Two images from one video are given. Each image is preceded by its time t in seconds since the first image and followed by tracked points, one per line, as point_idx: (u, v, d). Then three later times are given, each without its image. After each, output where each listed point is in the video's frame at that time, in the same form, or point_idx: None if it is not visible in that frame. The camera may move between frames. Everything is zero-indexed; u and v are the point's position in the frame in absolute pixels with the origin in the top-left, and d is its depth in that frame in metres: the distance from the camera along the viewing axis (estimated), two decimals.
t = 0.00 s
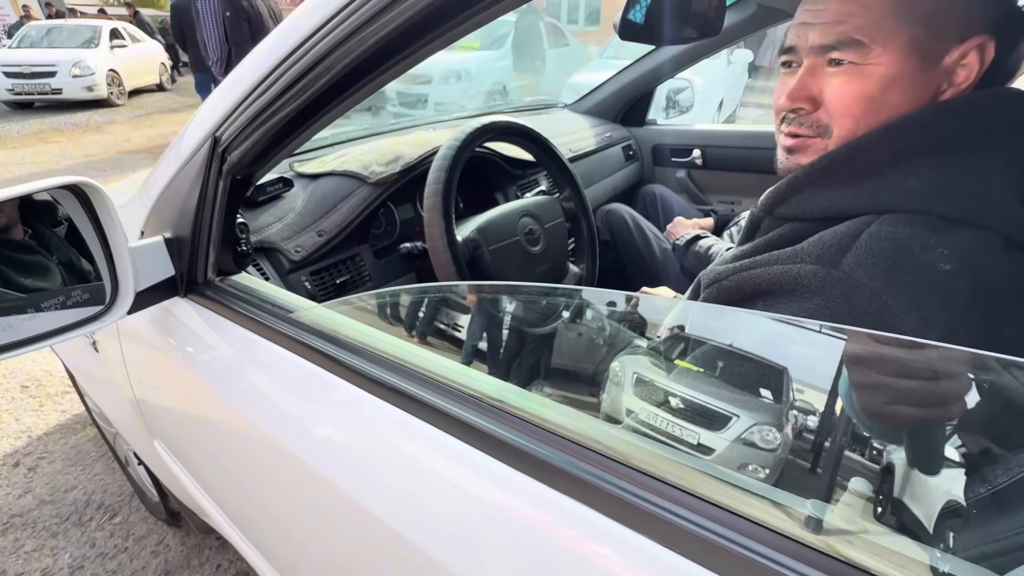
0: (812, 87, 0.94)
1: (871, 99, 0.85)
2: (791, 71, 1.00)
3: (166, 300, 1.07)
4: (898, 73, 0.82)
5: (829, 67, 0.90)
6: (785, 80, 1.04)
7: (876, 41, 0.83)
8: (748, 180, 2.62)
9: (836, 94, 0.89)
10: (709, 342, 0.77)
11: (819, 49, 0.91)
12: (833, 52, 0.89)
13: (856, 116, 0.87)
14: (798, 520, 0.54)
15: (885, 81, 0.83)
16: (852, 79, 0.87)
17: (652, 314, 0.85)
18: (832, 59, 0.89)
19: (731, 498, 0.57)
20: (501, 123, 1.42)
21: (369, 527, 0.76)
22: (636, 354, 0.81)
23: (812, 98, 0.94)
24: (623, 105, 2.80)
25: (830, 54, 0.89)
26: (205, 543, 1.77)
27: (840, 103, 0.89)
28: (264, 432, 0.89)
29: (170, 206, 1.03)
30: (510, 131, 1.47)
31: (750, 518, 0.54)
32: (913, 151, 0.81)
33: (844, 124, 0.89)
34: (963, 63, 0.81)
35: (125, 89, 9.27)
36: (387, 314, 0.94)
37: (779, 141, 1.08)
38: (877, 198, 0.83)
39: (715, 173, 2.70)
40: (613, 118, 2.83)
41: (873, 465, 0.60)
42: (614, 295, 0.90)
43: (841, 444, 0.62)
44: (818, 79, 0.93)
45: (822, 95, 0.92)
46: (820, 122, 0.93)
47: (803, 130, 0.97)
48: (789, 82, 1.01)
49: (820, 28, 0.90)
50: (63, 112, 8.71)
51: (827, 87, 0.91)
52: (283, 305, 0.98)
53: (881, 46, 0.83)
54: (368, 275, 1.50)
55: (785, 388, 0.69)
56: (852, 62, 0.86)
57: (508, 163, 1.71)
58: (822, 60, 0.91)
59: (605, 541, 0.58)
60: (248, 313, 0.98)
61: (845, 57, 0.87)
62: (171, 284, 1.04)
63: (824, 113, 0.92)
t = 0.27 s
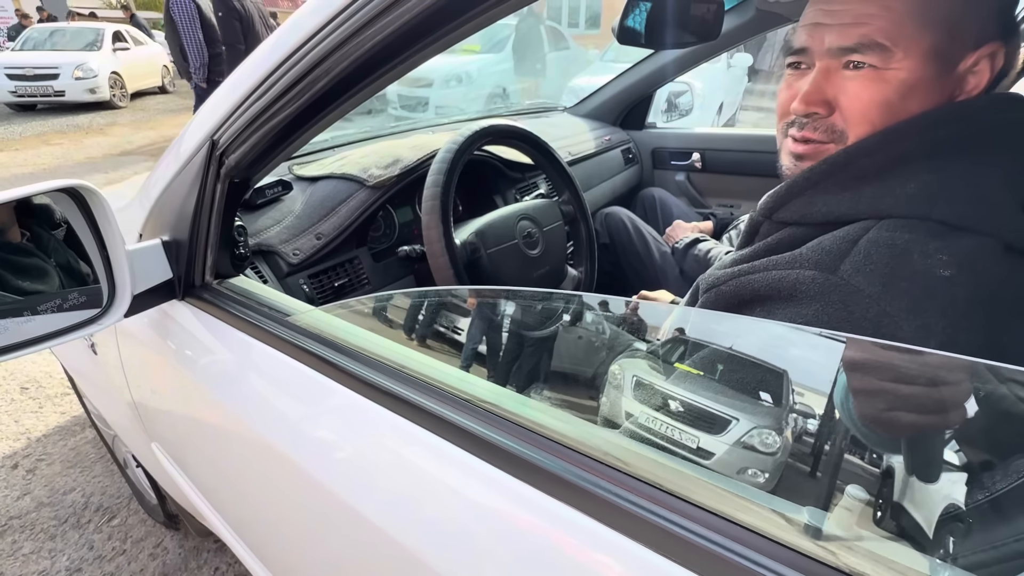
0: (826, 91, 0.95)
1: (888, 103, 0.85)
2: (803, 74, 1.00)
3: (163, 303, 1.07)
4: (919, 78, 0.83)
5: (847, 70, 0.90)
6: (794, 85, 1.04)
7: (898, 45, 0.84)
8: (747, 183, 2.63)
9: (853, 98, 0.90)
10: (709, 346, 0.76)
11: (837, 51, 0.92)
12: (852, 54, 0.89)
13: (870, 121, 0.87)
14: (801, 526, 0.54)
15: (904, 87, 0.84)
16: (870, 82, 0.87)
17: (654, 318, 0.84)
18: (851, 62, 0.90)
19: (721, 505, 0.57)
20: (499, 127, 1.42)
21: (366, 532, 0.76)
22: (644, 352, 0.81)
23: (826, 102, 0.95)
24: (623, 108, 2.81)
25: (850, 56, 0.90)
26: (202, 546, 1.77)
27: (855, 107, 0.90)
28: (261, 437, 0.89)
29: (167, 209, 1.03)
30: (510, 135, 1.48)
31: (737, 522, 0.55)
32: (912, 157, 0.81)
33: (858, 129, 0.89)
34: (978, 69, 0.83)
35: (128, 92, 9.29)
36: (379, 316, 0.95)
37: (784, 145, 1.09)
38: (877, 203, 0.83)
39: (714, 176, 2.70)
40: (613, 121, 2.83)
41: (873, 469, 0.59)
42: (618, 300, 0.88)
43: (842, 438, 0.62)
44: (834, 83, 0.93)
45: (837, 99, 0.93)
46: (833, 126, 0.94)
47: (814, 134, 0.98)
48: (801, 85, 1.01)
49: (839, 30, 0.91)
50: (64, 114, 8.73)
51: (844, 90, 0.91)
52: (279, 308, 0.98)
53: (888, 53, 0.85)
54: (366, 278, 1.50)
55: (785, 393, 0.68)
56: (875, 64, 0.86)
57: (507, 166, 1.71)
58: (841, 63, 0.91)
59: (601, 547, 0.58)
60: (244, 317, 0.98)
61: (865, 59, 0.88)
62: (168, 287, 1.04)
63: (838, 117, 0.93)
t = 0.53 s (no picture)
0: (836, 88, 0.94)
1: (899, 103, 0.85)
2: (812, 70, 0.99)
3: (167, 301, 1.08)
4: (928, 76, 0.83)
5: (859, 67, 0.90)
6: (800, 81, 1.03)
7: (911, 42, 0.83)
8: (747, 184, 2.63)
9: (864, 96, 0.89)
10: (709, 347, 0.76)
11: (849, 48, 0.91)
12: (865, 51, 0.89)
13: (881, 119, 0.87)
14: (802, 522, 0.54)
15: (916, 85, 0.84)
16: (884, 80, 0.86)
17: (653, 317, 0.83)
18: (863, 59, 0.89)
19: (727, 498, 0.57)
20: (501, 126, 1.42)
21: (369, 529, 0.76)
22: (642, 355, 0.80)
23: (835, 99, 0.94)
24: (623, 110, 2.81)
25: (863, 52, 0.89)
26: (203, 546, 1.77)
27: (866, 106, 0.89)
28: (264, 434, 0.89)
29: (171, 208, 1.03)
30: (511, 135, 1.48)
31: (744, 515, 0.55)
32: (917, 155, 0.82)
33: (868, 127, 0.89)
34: (988, 68, 0.83)
35: (130, 94, 9.31)
36: (376, 313, 0.95)
37: (787, 142, 1.08)
38: (881, 201, 0.83)
39: (715, 178, 2.70)
40: (614, 122, 2.83)
41: (875, 472, 0.59)
42: (615, 301, 0.88)
43: (841, 451, 0.62)
44: (844, 80, 0.93)
45: (848, 96, 0.92)
46: (842, 124, 0.93)
47: (822, 132, 0.98)
48: (808, 82, 1.00)
49: (850, 27, 0.90)
50: (66, 117, 8.75)
51: (855, 88, 0.91)
52: (282, 305, 0.98)
53: (895, 51, 0.85)
54: (368, 278, 1.51)
55: (786, 394, 0.68)
56: (889, 62, 0.85)
57: (509, 166, 1.72)
58: (853, 60, 0.90)
59: (605, 543, 0.58)
60: (248, 314, 0.98)
61: (879, 56, 0.87)
62: (171, 285, 1.05)
63: (849, 116, 0.92)
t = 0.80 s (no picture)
0: (842, 83, 0.94)
1: (904, 99, 0.86)
2: (818, 65, 0.99)
3: (171, 300, 1.08)
4: (935, 72, 0.83)
5: (865, 63, 0.90)
6: (806, 76, 1.03)
7: (919, 38, 0.84)
8: (749, 186, 2.63)
9: (869, 92, 0.89)
10: (706, 347, 0.77)
11: (856, 43, 0.91)
12: (871, 47, 0.89)
13: (885, 116, 0.87)
14: (807, 517, 0.56)
15: (922, 82, 0.84)
16: (890, 77, 0.86)
17: (656, 319, 0.83)
18: (870, 54, 0.89)
19: (734, 492, 0.59)
20: (505, 126, 1.43)
21: (372, 524, 0.77)
22: (643, 356, 0.80)
23: (840, 94, 0.94)
24: (624, 112, 2.82)
25: (870, 47, 0.89)
26: (205, 546, 1.77)
27: (871, 102, 0.89)
28: (268, 432, 0.90)
29: (176, 206, 1.04)
30: (514, 135, 1.49)
31: (761, 513, 0.56)
32: (920, 152, 0.82)
33: (872, 123, 0.89)
34: (992, 67, 0.84)
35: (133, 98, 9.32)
36: (379, 311, 0.95)
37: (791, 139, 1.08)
38: (883, 199, 0.83)
39: (716, 179, 2.71)
40: (615, 123, 2.84)
41: (878, 474, 0.59)
42: (615, 306, 0.88)
43: (843, 453, 0.61)
44: (849, 75, 0.92)
45: (853, 92, 0.92)
46: (846, 120, 0.93)
47: (824, 128, 0.97)
48: (814, 76, 1.00)
49: (858, 22, 0.91)
50: (68, 119, 8.77)
51: (860, 84, 0.90)
52: (286, 303, 0.99)
53: (902, 46, 0.85)
54: (370, 276, 1.51)
55: (789, 395, 0.68)
56: (896, 58, 0.85)
57: (511, 167, 1.72)
58: (860, 54, 0.91)
59: (611, 539, 0.59)
60: (252, 312, 0.99)
61: (885, 51, 0.87)
62: (176, 283, 1.05)
63: (853, 112, 0.92)
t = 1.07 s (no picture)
0: (861, 83, 0.91)
1: (924, 103, 0.85)
2: (835, 63, 0.96)
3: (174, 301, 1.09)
4: (955, 78, 0.83)
5: (888, 63, 0.87)
6: (820, 75, 0.99)
7: (945, 41, 0.82)
8: (749, 188, 2.64)
9: (891, 94, 0.87)
10: (707, 348, 0.77)
11: (880, 42, 0.88)
12: (895, 48, 0.86)
13: (905, 119, 0.86)
14: (810, 521, 0.56)
15: (942, 87, 0.83)
16: (913, 79, 0.85)
17: (654, 320, 0.83)
18: (893, 55, 0.86)
19: (733, 492, 0.60)
20: (505, 129, 1.44)
21: (374, 524, 0.77)
22: (645, 358, 0.81)
23: (859, 96, 0.91)
24: (624, 114, 2.83)
25: (894, 48, 0.86)
26: (207, 547, 1.78)
27: (893, 105, 0.87)
28: (271, 432, 0.90)
29: (179, 208, 1.05)
30: (515, 138, 1.49)
31: (764, 514, 0.57)
32: (929, 155, 0.82)
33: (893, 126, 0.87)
34: (1005, 75, 0.84)
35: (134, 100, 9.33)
36: (379, 313, 0.96)
37: (797, 139, 1.05)
38: (889, 204, 0.84)
39: (717, 181, 2.71)
40: (615, 126, 2.85)
41: (881, 477, 0.59)
42: (617, 309, 0.88)
43: (845, 457, 0.61)
44: (870, 76, 0.90)
45: (873, 93, 0.89)
46: (865, 123, 0.90)
47: (840, 131, 0.94)
48: (830, 76, 0.97)
49: (884, 21, 0.87)
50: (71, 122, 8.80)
51: (882, 85, 0.88)
52: (287, 304, 0.99)
53: (927, 48, 0.83)
54: (372, 278, 1.51)
55: (791, 398, 0.68)
56: (919, 61, 0.84)
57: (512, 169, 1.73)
58: (883, 55, 0.88)
59: (614, 541, 0.59)
60: (255, 314, 1.00)
61: (911, 52, 0.84)
62: (179, 284, 1.06)
63: (872, 114, 0.89)
